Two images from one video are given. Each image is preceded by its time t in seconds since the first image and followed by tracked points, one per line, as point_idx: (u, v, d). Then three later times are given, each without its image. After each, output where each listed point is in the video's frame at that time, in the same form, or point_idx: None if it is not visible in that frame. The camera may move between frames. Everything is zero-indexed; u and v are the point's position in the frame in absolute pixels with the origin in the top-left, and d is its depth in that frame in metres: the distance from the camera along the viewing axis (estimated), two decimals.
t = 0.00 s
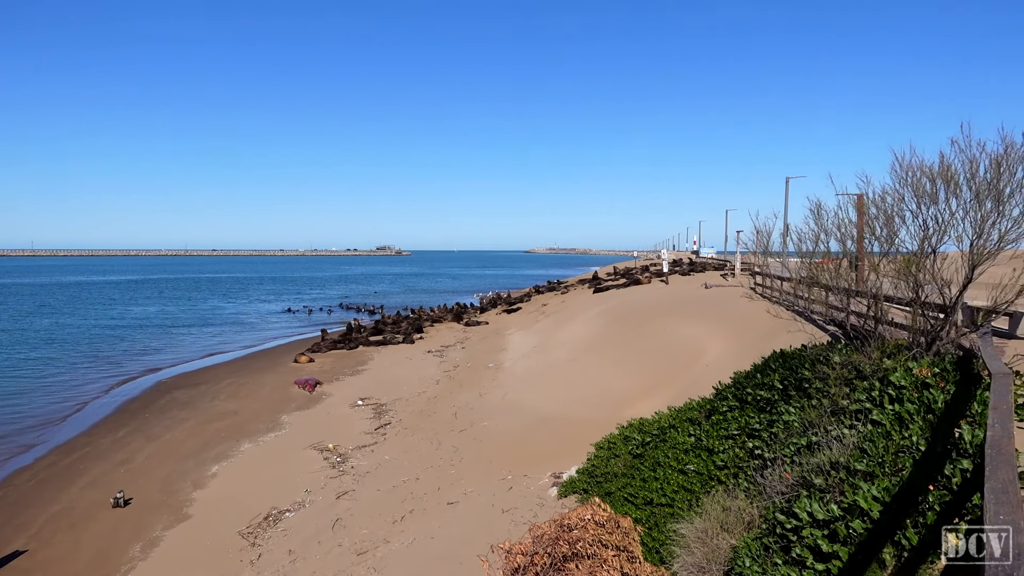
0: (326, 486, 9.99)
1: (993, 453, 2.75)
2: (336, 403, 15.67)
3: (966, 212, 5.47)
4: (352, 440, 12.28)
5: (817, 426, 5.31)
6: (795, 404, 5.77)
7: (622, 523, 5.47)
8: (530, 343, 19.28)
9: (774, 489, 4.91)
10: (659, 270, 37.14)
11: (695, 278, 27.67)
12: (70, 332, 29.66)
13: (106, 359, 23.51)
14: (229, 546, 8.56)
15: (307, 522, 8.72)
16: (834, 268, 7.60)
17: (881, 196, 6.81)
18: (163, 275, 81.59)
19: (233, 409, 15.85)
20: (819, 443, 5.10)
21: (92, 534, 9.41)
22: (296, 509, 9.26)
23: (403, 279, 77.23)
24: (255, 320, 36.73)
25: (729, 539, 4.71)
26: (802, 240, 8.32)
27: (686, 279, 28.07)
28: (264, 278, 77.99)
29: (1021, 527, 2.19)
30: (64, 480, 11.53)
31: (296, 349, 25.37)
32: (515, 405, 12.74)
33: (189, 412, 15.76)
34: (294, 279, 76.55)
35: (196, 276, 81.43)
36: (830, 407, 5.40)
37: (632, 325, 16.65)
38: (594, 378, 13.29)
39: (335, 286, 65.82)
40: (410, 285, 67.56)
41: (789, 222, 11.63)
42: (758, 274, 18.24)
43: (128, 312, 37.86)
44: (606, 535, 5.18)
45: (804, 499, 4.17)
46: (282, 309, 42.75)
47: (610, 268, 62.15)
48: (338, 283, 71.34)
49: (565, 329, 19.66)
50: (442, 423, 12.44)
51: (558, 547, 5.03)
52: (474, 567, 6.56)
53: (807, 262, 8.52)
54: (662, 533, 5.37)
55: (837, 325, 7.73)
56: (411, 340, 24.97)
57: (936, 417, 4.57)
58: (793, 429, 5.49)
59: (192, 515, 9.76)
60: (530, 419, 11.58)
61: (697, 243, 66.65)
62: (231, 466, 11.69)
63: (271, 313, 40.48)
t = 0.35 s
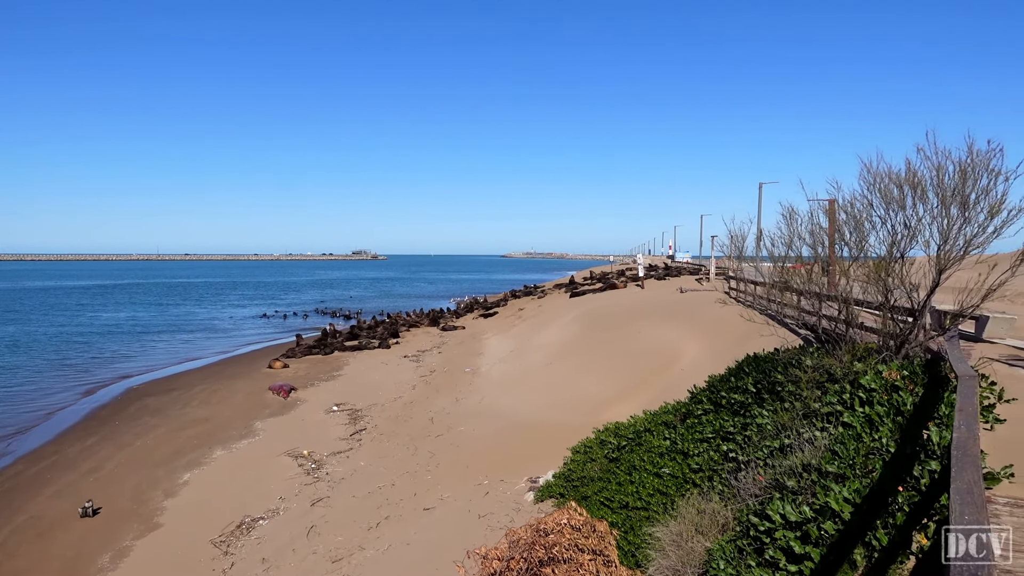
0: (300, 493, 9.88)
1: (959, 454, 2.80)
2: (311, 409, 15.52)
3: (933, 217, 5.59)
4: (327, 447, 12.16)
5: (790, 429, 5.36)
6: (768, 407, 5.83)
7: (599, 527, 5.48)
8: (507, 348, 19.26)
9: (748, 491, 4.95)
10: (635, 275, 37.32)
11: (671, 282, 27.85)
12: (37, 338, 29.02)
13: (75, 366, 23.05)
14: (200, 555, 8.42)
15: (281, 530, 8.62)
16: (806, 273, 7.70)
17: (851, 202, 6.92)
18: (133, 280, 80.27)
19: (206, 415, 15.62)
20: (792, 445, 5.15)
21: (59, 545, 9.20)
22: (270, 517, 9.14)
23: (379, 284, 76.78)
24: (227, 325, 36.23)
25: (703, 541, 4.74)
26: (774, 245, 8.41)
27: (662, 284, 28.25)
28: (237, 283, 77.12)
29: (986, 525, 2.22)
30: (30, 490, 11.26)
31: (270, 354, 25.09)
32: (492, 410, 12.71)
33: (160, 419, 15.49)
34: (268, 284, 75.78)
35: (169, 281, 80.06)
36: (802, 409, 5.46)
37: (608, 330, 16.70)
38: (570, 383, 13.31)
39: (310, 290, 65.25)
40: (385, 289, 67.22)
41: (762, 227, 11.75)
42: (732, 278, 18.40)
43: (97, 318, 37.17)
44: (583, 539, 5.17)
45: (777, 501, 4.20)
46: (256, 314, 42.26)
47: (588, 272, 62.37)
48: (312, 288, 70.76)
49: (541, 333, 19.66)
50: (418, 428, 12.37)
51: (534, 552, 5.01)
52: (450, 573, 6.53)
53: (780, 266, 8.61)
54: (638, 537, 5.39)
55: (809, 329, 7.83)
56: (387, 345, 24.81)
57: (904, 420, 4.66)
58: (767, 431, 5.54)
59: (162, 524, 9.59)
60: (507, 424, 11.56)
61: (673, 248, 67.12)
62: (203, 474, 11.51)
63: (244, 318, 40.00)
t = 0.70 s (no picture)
0: (275, 500, 9.77)
1: (927, 455, 2.83)
2: (286, 415, 15.35)
3: (902, 221, 5.70)
4: (303, 452, 12.05)
5: (764, 431, 5.42)
6: (742, 410, 5.89)
7: (576, 531, 5.48)
8: (484, 352, 19.24)
9: (723, 493, 4.98)
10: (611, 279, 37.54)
11: (647, 286, 28.07)
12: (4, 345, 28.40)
13: (44, 373, 22.59)
14: (173, 564, 8.29)
15: (256, 537, 8.52)
16: (779, 277, 7.79)
17: (823, 206, 7.02)
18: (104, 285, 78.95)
19: (179, 422, 15.39)
20: (766, 447, 5.20)
21: (27, 555, 9.00)
22: (244, 524, 9.03)
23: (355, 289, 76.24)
24: (201, 331, 35.76)
25: (679, 544, 4.76)
26: (747, 249, 8.50)
27: (638, 288, 28.44)
28: (210, 288, 76.14)
29: (948, 523, 2.24)
30: None
31: (245, 360, 24.81)
32: (469, 414, 12.68)
33: (132, 426, 15.25)
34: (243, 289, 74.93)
35: (140, 285, 78.85)
36: (775, 412, 5.51)
37: (585, 333, 16.77)
38: (547, 387, 13.33)
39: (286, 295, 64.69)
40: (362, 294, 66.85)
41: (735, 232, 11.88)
42: (707, 282, 18.57)
43: (67, 324, 36.47)
44: (560, 543, 5.16)
45: (751, 503, 4.24)
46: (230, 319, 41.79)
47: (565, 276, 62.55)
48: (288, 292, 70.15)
49: (518, 337, 19.67)
50: (395, 433, 12.31)
51: (511, 557, 4.99)
52: None
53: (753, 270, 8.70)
54: (615, 540, 5.40)
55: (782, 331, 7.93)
56: (364, 349, 24.66)
57: (876, 421, 4.72)
58: (741, 434, 5.59)
59: (134, 533, 9.43)
60: (484, 428, 11.54)
61: (649, 252, 67.61)
62: (176, 481, 11.35)
63: (218, 323, 39.51)
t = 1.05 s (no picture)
0: (254, 506, 9.68)
1: (902, 457, 2.86)
2: (266, 420, 15.21)
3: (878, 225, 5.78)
4: (283, 458, 11.95)
5: (744, 434, 5.46)
6: (722, 413, 5.93)
7: (557, 535, 5.49)
8: (466, 356, 19.20)
9: (704, 496, 5.02)
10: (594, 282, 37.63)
11: (629, 290, 28.16)
12: None
13: (18, 379, 22.20)
14: (150, 572, 8.18)
15: (235, 544, 8.43)
16: (759, 281, 7.86)
17: (802, 212, 7.10)
18: (81, 289, 77.82)
19: (156, 428, 15.19)
20: (745, 450, 5.24)
21: None
22: (223, 531, 8.93)
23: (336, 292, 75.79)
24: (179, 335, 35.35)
25: (660, 547, 4.78)
26: (728, 253, 8.57)
27: (620, 291, 28.53)
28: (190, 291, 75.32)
29: (921, 527, 2.25)
30: None
31: (224, 364, 24.55)
32: (451, 418, 12.65)
33: (109, 432, 15.03)
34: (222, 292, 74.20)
35: (117, 289, 77.80)
36: (755, 415, 5.55)
37: (567, 337, 16.79)
38: (530, 391, 13.33)
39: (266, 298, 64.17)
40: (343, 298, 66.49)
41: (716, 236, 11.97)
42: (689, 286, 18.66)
43: (42, 329, 35.88)
44: (541, 547, 5.16)
45: (731, 506, 4.27)
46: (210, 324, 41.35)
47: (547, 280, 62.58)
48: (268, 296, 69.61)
49: (501, 341, 19.65)
50: (376, 438, 12.25)
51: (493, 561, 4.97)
52: None
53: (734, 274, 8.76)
54: (597, 543, 5.42)
55: (762, 335, 8.00)
56: (345, 354, 24.51)
57: (853, 424, 4.77)
58: (721, 437, 5.62)
59: (110, 541, 9.30)
60: (466, 432, 11.51)
61: (631, 256, 67.86)
62: (153, 488, 11.20)
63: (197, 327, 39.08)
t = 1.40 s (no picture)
0: (240, 511, 9.62)
1: (885, 460, 2.90)
2: (253, 424, 15.12)
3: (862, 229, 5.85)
4: (270, 463, 11.89)
5: (731, 437, 5.48)
6: (709, 416, 5.96)
7: (545, 539, 5.50)
8: (454, 360, 19.17)
9: (691, 499, 5.04)
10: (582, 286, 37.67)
11: (617, 293, 28.22)
12: None
13: None
14: None
15: (221, 550, 8.37)
16: (745, 285, 7.91)
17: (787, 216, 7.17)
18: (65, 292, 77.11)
19: (142, 433, 15.07)
20: (732, 453, 5.27)
21: None
22: (209, 537, 8.87)
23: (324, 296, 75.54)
24: (164, 339, 35.09)
25: (647, 550, 4.80)
26: (714, 257, 8.63)
27: (607, 295, 28.58)
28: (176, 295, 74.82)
29: (903, 529, 2.28)
30: None
31: (211, 369, 24.39)
32: (439, 422, 12.62)
33: (94, 437, 14.90)
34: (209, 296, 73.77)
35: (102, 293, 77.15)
36: (741, 418, 5.58)
37: (555, 341, 16.80)
38: (518, 394, 13.33)
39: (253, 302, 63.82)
40: (331, 301, 66.27)
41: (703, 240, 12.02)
42: (676, 290, 18.73)
43: (25, 333, 35.51)
44: (529, 551, 5.17)
45: (717, 509, 4.30)
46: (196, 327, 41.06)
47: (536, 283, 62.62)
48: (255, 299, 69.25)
49: (489, 345, 19.64)
50: (364, 443, 12.20)
51: (480, 565, 4.97)
52: None
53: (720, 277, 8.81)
54: (585, 547, 5.44)
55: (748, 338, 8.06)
56: (333, 358, 24.41)
57: (838, 427, 4.82)
58: (708, 440, 5.65)
59: (94, 547, 9.21)
60: (454, 436, 11.49)
61: (619, 260, 68.05)
62: (138, 494, 11.11)
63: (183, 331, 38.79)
